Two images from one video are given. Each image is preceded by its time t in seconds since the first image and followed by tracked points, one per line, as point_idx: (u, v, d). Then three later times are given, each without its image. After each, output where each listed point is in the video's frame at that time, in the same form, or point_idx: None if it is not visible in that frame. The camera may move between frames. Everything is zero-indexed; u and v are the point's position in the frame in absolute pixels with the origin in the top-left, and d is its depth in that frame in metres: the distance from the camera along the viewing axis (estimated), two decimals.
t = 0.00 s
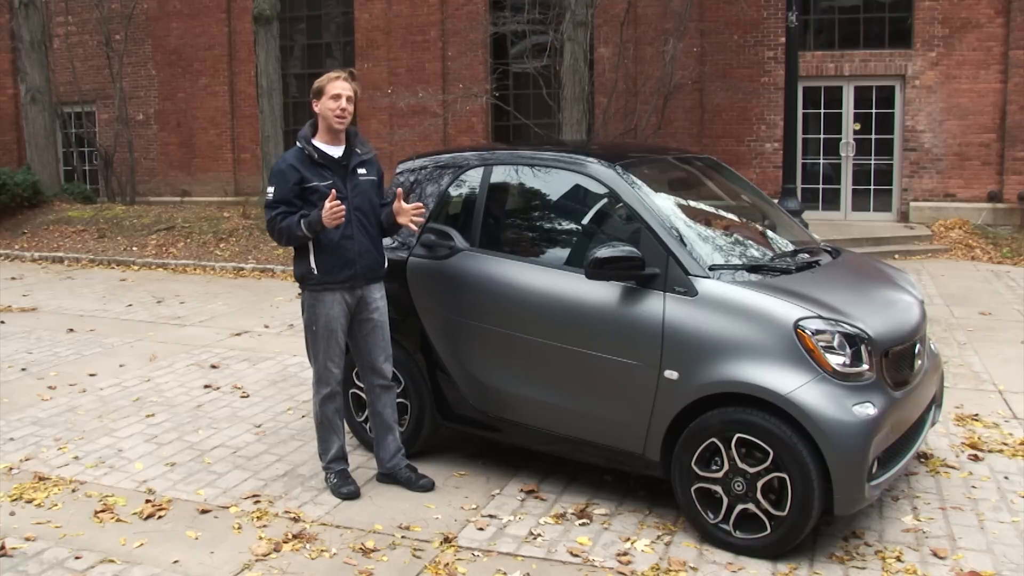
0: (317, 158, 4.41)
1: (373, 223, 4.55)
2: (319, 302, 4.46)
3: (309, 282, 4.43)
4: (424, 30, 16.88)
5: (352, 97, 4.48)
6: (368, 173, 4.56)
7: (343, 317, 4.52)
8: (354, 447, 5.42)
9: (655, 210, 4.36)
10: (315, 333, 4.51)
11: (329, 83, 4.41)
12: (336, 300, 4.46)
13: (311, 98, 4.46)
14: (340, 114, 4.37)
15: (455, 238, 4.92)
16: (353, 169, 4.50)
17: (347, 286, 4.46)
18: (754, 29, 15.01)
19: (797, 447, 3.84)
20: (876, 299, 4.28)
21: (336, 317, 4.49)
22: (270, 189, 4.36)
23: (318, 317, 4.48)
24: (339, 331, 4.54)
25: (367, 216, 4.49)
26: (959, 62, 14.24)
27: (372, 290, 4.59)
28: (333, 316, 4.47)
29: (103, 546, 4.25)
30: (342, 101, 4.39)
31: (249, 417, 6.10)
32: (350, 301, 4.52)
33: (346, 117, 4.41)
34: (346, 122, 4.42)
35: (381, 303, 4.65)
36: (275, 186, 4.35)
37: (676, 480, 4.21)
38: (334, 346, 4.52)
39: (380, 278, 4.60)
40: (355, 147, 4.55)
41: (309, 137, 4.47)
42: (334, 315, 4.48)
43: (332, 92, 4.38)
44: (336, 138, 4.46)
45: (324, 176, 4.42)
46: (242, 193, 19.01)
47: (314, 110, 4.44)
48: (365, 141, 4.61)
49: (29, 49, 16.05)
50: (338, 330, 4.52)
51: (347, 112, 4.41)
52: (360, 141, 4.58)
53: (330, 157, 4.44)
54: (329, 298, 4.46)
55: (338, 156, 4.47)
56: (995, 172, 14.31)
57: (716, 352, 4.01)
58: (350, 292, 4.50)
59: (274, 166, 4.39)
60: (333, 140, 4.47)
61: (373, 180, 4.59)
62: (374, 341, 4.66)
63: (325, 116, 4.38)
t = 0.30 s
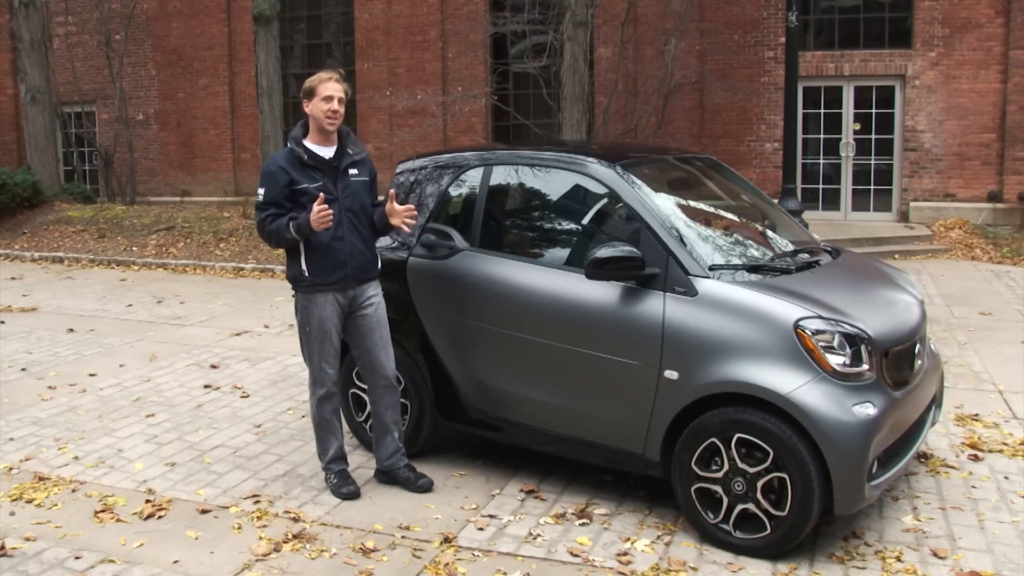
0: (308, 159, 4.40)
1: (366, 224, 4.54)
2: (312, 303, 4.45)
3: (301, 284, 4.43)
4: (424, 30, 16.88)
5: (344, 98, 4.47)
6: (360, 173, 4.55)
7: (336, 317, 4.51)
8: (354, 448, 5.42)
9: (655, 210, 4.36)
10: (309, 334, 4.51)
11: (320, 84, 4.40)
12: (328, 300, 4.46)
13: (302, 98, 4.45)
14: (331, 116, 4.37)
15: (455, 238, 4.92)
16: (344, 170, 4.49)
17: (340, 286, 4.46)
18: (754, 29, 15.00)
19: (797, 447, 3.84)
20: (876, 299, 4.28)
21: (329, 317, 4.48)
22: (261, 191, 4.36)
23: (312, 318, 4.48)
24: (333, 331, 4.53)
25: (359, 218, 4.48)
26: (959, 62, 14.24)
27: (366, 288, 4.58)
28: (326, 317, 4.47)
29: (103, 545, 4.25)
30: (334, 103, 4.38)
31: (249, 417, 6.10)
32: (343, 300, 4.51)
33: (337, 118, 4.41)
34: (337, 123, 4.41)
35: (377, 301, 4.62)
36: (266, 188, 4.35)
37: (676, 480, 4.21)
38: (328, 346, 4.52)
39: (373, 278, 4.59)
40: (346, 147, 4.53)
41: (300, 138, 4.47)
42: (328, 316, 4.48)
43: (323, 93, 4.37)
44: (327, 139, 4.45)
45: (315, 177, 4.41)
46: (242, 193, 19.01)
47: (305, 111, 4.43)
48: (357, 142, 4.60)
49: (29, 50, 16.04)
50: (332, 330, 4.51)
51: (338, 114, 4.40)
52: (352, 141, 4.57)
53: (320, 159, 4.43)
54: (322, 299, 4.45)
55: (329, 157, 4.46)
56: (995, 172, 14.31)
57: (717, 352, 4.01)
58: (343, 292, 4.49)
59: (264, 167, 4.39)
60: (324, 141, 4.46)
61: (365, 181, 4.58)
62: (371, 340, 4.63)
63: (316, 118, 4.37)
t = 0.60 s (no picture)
0: (305, 159, 4.39)
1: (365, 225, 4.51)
2: (306, 303, 4.44)
3: (296, 286, 4.43)
4: (424, 30, 16.89)
5: (342, 96, 4.46)
6: (359, 174, 4.51)
7: (330, 318, 4.48)
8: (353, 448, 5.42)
9: (655, 210, 4.36)
10: (304, 334, 4.51)
11: (318, 83, 4.40)
12: (322, 301, 4.43)
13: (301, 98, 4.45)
14: (328, 115, 4.36)
15: (455, 238, 4.92)
16: (342, 170, 4.46)
17: (333, 288, 4.42)
18: (754, 29, 15.00)
19: (797, 447, 3.84)
20: (876, 299, 4.28)
21: (322, 318, 4.46)
22: (259, 192, 4.37)
23: (306, 319, 4.47)
24: (328, 334, 4.51)
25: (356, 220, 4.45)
26: (959, 62, 14.24)
27: (363, 290, 4.52)
28: (319, 318, 4.45)
29: (103, 546, 4.25)
30: (331, 102, 4.37)
31: (249, 417, 6.10)
32: (337, 301, 4.47)
33: (336, 117, 4.40)
34: (335, 122, 4.40)
35: (371, 303, 4.55)
36: (263, 189, 4.36)
37: (676, 480, 4.21)
38: (322, 347, 4.50)
39: (372, 280, 4.54)
40: (346, 147, 4.51)
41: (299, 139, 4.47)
42: (321, 317, 4.45)
43: (320, 92, 4.36)
44: (325, 138, 4.43)
45: (311, 177, 4.40)
46: (242, 193, 19.01)
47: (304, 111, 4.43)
48: (359, 141, 4.57)
49: (29, 50, 16.04)
50: (326, 331, 4.49)
51: (336, 114, 4.39)
52: (352, 141, 4.55)
53: (318, 159, 4.42)
54: (315, 300, 4.43)
55: (327, 157, 4.45)
56: (995, 172, 14.32)
57: (717, 352, 4.01)
58: (337, 294, 4.45)
59: (263, 168, 4.41)
60: (323, 141, 4.45)
61: (365, 181, 4.55)
62: (362, 343, 4.54)
63: (314, 118, 4.37)
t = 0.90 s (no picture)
0: (310, 159, 4.34)
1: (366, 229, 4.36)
2: (305, 305, 4.40)
3: (298, 288, 4.41)
4: (424, 30, 16.89)
5: (354, 96, 4.41)
6: (365, 176, 4.40)
7: (328, 323, 4.41)
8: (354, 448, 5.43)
9: (655, 210, 4.36)
10: (305, 336, 4.47)
11: (328, 81, 4.36)
12: (319, 306, 4.37)
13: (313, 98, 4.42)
14: (337, 114, 4.30)
15: (455, 238, 4.92)
16: (346, 171, 4.36)
17: (331, 292, 4.35)
18: (754, 29, 15.00)
19: (797, 447, 3.84)
20: (876, 299, 4.28)
21: (319, 322, 4.40)
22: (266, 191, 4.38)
23: (306, 321, 4.43)
24: (326, 338, 4.44)
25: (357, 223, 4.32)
26: (959, 62, 14.24)
27: (363, 297, 4.39)
28: (316, 322, 4.39)
29: (103, 545, 4.25)
30: (341, 100, 4.32)
31: (249, 417, 6.10)
32: (335, 307, 4.39)
33: (345, 116, 4.34)
34: (345, 122, 4.34)
35: (372, 313, 4.41)
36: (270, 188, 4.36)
37: (676, 480, 4.21)
38: (320, 351, 4.45)
39: (373, 287, 4.40)
40: (354, 149, 4.41)
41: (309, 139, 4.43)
42: (318, 321, 4.39)
43: (330, 91, 4.32)
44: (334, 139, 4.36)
45: (314, 178, 4.34)
46: (242, 193, 19.02)
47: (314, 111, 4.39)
48: (368, 143, 4.46)
49: (30, 50, 16.04)
50: (323, 335, 4.42)
51: (345, 114, 4.33)
52: (362, 142, 4.45)
53: (324, 159, 4.35)
54: (314, 303, 4.38)
55: (333, 159, 4.37)
56: (995, 172, 14.32)
57: (718, 351, 4.01)
58: (334, 299, 4.37)
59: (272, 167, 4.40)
60: (332, 142, 4.38)
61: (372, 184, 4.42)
62: (359, 352, 4.43)
63: (323, 116, 4.33)
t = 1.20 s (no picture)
0: (321, 156, 4.22)
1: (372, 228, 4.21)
2: (309, 307, 4.26)
3: (303, 285, 4.30)
4: (424, 30, 16.89)
5: (371, 94, 4.21)
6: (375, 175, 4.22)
7: (330, 327, 4.26)
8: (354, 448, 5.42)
9: (655, 210, 4.36)
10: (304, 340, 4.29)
11: (345, 79, 4.18)
12: (323, 309, 4.23)
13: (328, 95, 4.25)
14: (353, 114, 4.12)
15: (455, 238, 4.92)
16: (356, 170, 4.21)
17: (335, 294, 4.22)
18: (754, 29, 15.00)
19: (797, 447, 3.84)
20: (876, 299, 4.28)
21: (322, 326, 4.25)
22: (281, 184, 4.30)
23: (308, 324, 4.27)
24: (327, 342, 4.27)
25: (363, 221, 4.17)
26: (959, 62, 14.24)
27: (369, 302, 4.25)
28: (318, 324, 4.25)
29: (103, 545, 4.25)
30: (358, 100, 4.13)
31: (249, 417, 6.10)
32: (339, 310, 4.25)
33: (360, 117, 4.16)
34: (361, 122, 4.17)
35: (377, 317, 4.26)
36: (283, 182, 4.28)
37: (676, 480, 4.21)
38: (321, 356, 4.27)
39: (379, 291, 4.25)
40: (368, 147, 4.24)
41: (325, 135, 4.30)
42: (322, 323, 4.25)
43: (347, 89, 4.14)
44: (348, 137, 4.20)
45: (324, 176, 4.21)
46: (242, 193, 19.02)
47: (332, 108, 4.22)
48: (383, 143, 4.27)
49: (30, 50, 16.04)
50: (325, 339, 4.26)
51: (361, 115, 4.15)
52: (377, 141, 4.25)
53: (335, 156, 4.22)
54: (318, 305, 4.24)
55: (345, 156, 4.23)
56: (995, 172, 14.32)
57: (718, 351, 4.01)
58: (338, 301, 4.23)
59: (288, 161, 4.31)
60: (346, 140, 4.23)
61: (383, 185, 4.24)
62: (365, 358, 4.30)
63: (338, 115, 4.17)
